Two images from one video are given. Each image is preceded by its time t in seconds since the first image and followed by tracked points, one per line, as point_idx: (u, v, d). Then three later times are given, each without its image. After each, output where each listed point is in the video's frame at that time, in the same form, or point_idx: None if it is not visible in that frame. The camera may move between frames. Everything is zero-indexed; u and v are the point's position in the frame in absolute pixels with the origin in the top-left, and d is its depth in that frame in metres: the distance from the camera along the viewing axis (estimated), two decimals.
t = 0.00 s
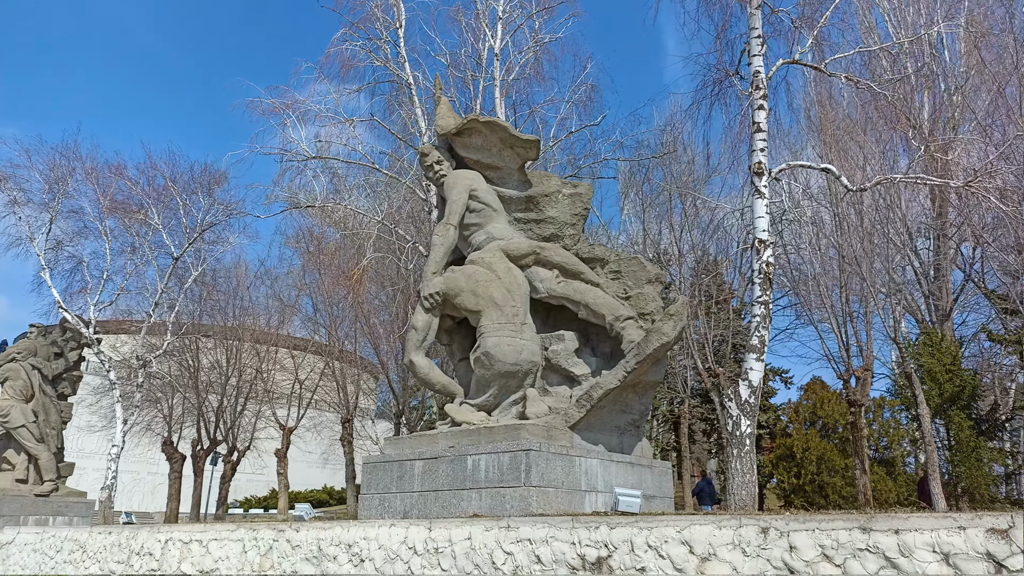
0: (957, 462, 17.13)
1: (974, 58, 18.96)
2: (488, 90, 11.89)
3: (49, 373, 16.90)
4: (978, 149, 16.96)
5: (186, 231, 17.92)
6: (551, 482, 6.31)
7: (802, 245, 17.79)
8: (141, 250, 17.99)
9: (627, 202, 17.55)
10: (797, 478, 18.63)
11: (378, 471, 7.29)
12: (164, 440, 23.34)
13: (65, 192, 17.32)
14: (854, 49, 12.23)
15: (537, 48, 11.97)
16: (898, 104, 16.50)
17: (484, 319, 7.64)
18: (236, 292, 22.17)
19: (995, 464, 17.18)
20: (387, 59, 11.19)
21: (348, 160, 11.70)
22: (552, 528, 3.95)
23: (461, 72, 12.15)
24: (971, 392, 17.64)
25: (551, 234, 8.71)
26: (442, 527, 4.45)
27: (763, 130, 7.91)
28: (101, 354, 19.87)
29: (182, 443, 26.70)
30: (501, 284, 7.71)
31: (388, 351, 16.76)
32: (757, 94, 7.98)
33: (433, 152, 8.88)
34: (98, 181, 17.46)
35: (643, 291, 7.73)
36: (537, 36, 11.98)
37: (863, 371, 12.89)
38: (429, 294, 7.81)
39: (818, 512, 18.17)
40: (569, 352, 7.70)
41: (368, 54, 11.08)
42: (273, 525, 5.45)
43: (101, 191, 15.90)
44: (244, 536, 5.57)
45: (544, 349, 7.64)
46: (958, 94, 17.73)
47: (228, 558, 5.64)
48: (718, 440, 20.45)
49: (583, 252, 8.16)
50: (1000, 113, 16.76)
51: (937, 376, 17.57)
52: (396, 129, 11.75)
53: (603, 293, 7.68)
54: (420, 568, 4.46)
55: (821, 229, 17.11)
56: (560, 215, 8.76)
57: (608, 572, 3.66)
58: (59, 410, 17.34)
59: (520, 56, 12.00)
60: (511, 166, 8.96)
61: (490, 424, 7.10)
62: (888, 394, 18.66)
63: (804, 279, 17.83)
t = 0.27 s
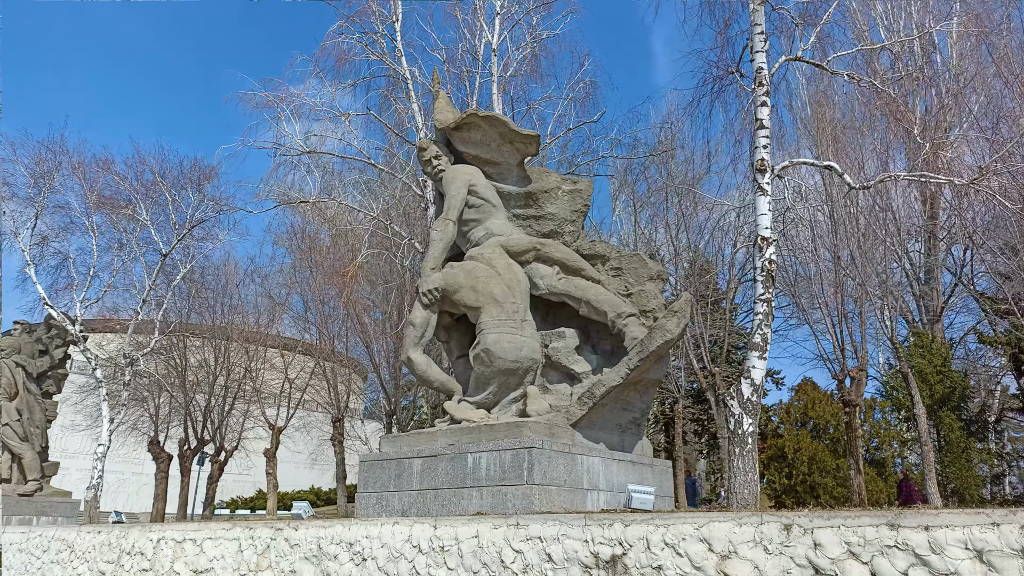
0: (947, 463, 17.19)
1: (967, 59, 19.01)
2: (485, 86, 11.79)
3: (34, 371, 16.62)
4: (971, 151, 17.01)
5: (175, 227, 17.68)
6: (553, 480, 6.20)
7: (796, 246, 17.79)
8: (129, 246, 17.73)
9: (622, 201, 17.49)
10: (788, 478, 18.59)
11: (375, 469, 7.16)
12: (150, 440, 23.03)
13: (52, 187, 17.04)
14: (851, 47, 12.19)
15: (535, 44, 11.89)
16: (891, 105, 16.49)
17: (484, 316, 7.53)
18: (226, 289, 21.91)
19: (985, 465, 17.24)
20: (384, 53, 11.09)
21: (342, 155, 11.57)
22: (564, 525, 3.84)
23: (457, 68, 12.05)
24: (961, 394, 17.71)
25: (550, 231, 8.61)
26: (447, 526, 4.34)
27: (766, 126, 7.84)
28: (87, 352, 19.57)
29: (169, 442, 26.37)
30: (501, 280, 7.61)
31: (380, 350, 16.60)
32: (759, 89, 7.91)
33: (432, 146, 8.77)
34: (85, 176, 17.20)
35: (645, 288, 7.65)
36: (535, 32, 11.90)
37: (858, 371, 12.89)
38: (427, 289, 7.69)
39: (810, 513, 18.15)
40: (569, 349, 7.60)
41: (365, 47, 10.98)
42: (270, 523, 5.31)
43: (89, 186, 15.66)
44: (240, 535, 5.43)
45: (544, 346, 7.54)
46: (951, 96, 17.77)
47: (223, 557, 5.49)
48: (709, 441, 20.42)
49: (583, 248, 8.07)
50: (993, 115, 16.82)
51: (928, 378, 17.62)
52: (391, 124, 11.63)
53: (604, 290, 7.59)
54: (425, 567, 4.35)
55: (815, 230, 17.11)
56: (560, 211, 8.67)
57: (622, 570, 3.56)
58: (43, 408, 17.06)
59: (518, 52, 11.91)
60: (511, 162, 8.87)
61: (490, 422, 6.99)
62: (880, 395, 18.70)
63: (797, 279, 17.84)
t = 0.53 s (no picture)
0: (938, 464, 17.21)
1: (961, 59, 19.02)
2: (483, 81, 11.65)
3: (16, 369, 16.29)
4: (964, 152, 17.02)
5: (162, 223, 17.39)
6: (557, 480, 6.06)
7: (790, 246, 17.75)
8: (115, 241, 17.41)
9: (617, 199, 17.36)
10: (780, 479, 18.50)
11: (372, 470, 6.98)
12: (135, 439, 22.67)
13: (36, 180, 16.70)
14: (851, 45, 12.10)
15: (533, 39, 11.77)
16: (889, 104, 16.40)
17: (484, 313, 7.37)
18: (214, 286, 21.61)
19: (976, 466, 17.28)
20: (380, 45, 10.95)
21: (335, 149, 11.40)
22: (578, 527, 3.69)
23: (453, 63, 11.90)
24: (952, 394, 17.75)
25: (550, 227, 8.48)
26: (455, 528, 4.17)
27: (770, 122, 7.75)
28: (71, 349, 19.23)
29: (154, 441, 25.98)
30: (502, 276, 7.47)
31: (372, 347, 16.40)
32: (764, 85, 7.81)
33: (430, 140, 8.61)
34: (71, 169, 16.86)
35: (648, 285, 7.54)
36: (533, 26, 11.77)
37: (855, 371, 12.87)
38: (426, 285, 7.53)
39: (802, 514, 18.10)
40: (571, 347, 7.48)
41: (362, 40, 10.85)
42: (267, 525, 5.13)
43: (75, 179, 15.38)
44: (235, 537, 5.24)
45: (545, 344, 7.40)
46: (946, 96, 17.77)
47: (217, 560, 5.31)
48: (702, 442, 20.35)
49: (585, 245, 7.93)
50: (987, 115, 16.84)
51: (921, 378, 17.63)
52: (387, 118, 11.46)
53: (607, 287, 7.46)
54: (431, 571, 4.19)
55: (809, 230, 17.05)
56: (560, 207, 8.53)
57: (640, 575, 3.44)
58: (26, 407, 16.72)
59: (515, 46, 11.78)
60: (511, 156, 8.72)
61: (491, 420, 6.84)
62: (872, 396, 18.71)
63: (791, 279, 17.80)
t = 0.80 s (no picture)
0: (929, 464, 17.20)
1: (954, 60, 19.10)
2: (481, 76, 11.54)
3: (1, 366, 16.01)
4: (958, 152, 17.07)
5: (152, 219, 17.15)
6: (561, 480, 5.97)
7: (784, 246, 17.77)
8: (104, 237, 17.15)
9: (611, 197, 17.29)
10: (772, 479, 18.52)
11: (371, 469, 6.86)
12: (122, 438, 22.38)
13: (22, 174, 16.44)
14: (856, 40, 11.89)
15: (532, 34, 11.65)
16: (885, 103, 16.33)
17: (485, 310, 7.26)
18: (203, 283, 21.36)
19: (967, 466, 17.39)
20: (377, 39, 10.83)
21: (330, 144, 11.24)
22: (596, 529, 3.59)
23: (450, 58, 11.78)
24: (943, 395, 17.83)
25: (551, 224, 8.38)
26: (465, 529, 4.07)
27: (774, 119, 7.66)
28: (58, 346, 18.94)
29: (141, 440, 25.67)
30: (503, 274, 7.36)
31: (365, 346, 16.25)
32: (768, 82, 7.76)
33: (429, 135, 8.48)
34: (58, 164, 16.61)
35: (650, 283, 7.46)
36: (531, 21, 11.65)
37: (851, 372, 12.87)
38: (426, 282, 7.41)
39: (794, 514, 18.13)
40: (572, 346, 7.37)
41: (359, 33, 10.74)
42: (267, 525, 5.01)
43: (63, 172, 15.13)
44: (234, 538, 5.12)
45: (547, 343, 7.30)
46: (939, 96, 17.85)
47: (216, 561, 5.18)
48: (695, 441, 20.35)
49: (587, 242, 7.83)
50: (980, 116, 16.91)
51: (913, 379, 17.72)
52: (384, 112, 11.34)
53: (609, 285, 7.37)
54: (440, 574, 4.08)
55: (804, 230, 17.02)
56: (561, 204, 8.43)
57: None
58: (11, 404, 16.44)
59: (514, 41, 11.65)
60: (511, 152, 8.61)
61: (492, 420, 6.73)
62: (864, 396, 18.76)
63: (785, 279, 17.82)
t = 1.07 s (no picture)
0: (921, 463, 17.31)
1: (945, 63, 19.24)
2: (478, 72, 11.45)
3: None
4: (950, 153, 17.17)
5: (141, 215, 16.93)
6: (567, 479, 5.88)
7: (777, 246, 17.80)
8: (93, 232, 16.89)
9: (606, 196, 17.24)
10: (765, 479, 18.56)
11: (372, 468, 6.75)
12: (109, 437, 22.08)
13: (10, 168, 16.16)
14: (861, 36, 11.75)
15: (530, 31, 11.56)
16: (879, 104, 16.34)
17: (488, 308, 7.17)
18: (192, 280, 21.11)
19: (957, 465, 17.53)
20: (374, 34, 10.72)
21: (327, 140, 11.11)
22: (615, 528, 3.53)
23: (447, 54, 11.67)
24: (934, 395, 17.94)
25: (552, 220, 8.30)
26: (477, 529, 3.99)
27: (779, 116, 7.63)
28: (44, 343, 18.65)
29: (128, 439, 25.36)
30: (505, 270, 7.27)
31: (357, 344, 16.11)
32: (772, 79, 7.73)
33: (429, 130, 8.37)
34: (46, 158, 16.35)
35: (654, 281, 7.40)
36: (529, 18, 11.57)
37: (846, 371, 12.91)
38: (427, 279, 7.30)
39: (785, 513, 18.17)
40: (575, 344, 7.29)
41: (356, 28, 10.63)
42: (271, 525, 4.91)
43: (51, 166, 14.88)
44: (237, 537, 5.01)
45: (549, 340, 7.21)
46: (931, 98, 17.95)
47: (217, 562, 5.07)
48: (687, 441, 20.35)
49: (589, 239, 7.75)
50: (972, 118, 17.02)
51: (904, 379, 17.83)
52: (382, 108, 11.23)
53: (613, 282, 7.30)
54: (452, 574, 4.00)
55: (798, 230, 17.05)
56: (562, 200, 8.36)
57: None
58: None
59: (511, 37, 11.57)
60: (512, 148, 8.53)
61: (495, 418, 6.64)
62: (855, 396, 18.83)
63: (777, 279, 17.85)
